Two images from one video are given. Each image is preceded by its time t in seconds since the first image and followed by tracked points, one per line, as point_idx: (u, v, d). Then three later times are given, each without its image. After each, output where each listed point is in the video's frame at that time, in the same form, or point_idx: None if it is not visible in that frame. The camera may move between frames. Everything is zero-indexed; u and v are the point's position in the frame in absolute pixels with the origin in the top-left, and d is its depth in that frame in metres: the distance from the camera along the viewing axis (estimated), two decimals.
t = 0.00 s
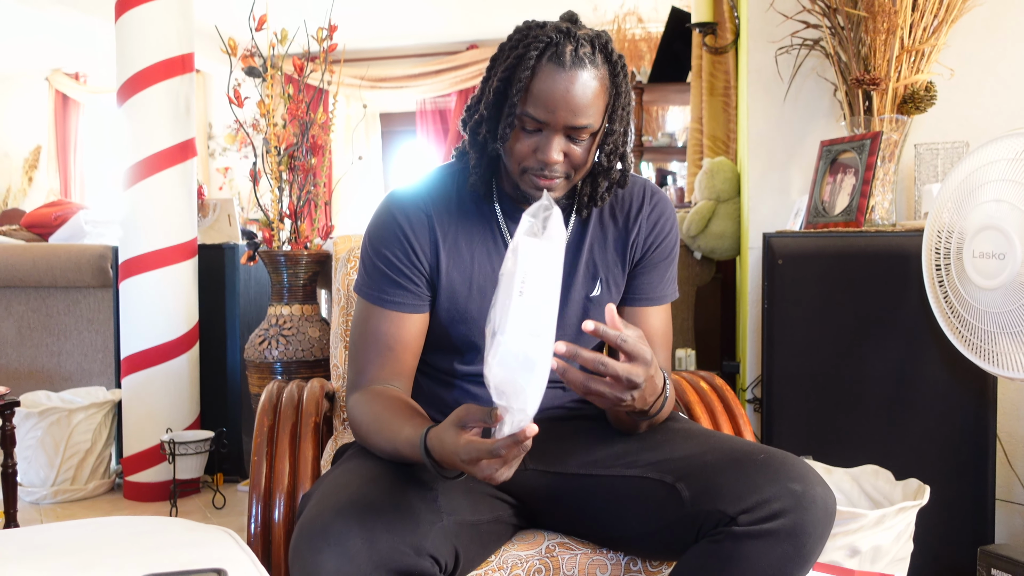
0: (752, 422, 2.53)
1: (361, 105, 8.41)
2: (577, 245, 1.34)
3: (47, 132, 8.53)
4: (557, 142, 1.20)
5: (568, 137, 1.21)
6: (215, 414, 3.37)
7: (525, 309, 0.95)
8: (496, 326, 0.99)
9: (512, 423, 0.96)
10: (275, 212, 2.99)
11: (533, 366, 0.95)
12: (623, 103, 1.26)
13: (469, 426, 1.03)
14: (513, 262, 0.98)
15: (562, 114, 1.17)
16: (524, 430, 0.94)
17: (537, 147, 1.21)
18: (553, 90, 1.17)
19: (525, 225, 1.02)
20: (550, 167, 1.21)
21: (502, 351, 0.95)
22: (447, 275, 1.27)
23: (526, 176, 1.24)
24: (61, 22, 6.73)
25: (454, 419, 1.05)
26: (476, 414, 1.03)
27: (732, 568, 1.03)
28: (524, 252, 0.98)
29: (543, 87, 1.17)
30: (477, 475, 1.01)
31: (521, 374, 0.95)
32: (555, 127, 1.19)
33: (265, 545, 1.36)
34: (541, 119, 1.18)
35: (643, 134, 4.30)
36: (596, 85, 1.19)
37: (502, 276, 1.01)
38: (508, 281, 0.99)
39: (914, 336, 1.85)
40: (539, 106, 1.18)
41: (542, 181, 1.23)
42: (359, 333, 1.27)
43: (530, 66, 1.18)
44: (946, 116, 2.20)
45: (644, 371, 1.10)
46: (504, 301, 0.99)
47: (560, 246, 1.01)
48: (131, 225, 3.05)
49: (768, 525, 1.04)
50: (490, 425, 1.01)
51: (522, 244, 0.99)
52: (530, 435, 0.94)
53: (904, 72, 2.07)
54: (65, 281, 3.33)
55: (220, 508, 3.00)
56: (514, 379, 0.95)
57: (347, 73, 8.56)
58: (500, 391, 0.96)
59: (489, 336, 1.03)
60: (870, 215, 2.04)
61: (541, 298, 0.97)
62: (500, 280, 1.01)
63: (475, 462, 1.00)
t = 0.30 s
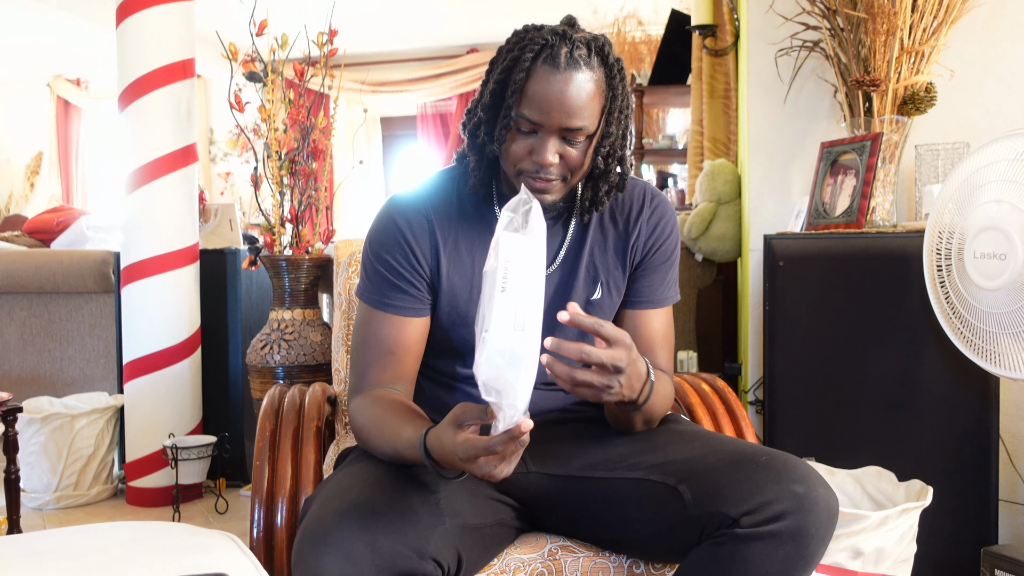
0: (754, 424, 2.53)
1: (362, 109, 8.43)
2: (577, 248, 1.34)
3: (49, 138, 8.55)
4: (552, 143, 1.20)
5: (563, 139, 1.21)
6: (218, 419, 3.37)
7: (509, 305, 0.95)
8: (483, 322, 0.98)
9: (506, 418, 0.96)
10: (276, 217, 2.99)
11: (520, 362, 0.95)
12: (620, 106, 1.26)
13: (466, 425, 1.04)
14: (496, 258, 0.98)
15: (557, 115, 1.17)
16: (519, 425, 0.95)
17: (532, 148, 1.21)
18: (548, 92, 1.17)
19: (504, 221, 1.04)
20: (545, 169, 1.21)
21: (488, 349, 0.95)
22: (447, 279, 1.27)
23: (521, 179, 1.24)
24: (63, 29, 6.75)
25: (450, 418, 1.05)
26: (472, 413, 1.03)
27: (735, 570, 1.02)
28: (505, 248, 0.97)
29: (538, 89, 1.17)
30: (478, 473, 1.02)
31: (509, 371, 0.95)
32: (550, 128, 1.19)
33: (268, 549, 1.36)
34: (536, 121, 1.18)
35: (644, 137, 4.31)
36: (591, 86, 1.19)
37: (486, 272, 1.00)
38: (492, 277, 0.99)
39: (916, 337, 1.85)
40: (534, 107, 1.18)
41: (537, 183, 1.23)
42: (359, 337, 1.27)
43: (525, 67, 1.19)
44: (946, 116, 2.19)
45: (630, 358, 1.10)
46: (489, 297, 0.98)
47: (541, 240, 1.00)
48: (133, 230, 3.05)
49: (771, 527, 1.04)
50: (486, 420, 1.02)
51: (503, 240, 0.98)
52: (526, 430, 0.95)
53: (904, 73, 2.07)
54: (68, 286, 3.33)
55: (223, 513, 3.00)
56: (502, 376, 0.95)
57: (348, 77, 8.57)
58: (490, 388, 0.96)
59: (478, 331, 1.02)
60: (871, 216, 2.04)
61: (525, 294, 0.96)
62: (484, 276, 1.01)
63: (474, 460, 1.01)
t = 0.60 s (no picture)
0: (756, 423, 2.53)
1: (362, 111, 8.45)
2: (576, 249, 1.34)
3: (50, 142, 8.58)
4: (549, 146, 1.20)
5: (561, 141, 1.21)
6: (219, 421, 3.37)
7: (509, 296, 0.94)
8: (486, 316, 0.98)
9: (516, 409, 0.95)
10: (277, 219, 2.99)
11: (525, 353, 0.93)
12: (616, 107, 1.26)
13: (472, 421, 1.05)
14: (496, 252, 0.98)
15: (553, 117, 1.18)
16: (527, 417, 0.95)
17: (529, 151, 1.21)
18: (545, 94, 1.17)
19: (499, 215, 1.03)
20: (542, 172, 1.21)
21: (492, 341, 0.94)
22: (446, 281, 1.28)
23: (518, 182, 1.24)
24: (63, 32, 6.76)
25: (455, 415, 1.06)
26: (477, 408, 1.04)
27: (737, 570, 1.02)
28: (503, 242, 0.97)
29: (535, 92, 1.18)
30: (486, 468, 1.03)
31: (515, 361, 0.94)
32: (546, 131, 1.19)
33: (270, 552, 1.35)
34: (533, 124, 1.19)
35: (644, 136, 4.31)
36: (588, 87, 1.19)
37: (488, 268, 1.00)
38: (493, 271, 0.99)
39: (917, 334, 1.84)
40: (531, 110, 1.18)
41: (535, 186, 1.23)
42: (359, 339, 1.27)
43: (522, 70, 1.19)
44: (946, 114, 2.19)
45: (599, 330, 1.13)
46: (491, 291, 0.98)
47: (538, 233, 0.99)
48: (134, 233, 3.06)
49: (773, 526, 1.04)
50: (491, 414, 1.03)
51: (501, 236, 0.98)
52: (533, 423, 0.96)
53: (903, 72, 2.07)
54: (69, 290, 3.34)
55: (226, 515, 3.00)
56: (508, 368, 0.94)
57: (348, 79, 8.58)
58: (498, 380, 0.95)
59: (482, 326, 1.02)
60: (872, 215, 2.04)
61: (524, 284, 0.95)
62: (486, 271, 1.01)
63: (482, 455, 1.02)
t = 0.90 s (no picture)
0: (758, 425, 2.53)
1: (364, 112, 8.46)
2: (577, 251, 1.34)
3: (53, 143, 8.61)
4: (547, 134, 1.21)
5: (559, 130, 1.22)
6: (221, 422, 3.37)
7: (489, 288, 0.94)
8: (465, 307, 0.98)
9: (511, 400, 0.98)
10: (280, 220, 2.99)
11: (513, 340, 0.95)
12: (613, 100, 1.28)
13: (470, 415, 1.04)
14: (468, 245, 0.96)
15: (552, 103, 1.19)
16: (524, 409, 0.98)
17: (527, 140, 1.22)
18: (544, 81, 1.19)
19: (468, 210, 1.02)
20: (540, 160, 1.22)
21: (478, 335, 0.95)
22: (446, 282, 1.28)
23: (516, 173, 1.24)
24: (66, 33, 6.77)
25: (454, 410, 1.05)
26: (476, 402, 1.03)
27: (740, 572, 1.02)
28: (474, 236, 0.96)
29: (533, 78, 1.19)
30: (489, 462, 1.04)
31: (504, 347, 0.95)
32: (545, 117, 1.20)
33: (272, 552, 1.35)
34: (532, 110, 1.20)
35: (646, 138, 4.32)
36: (586, 74, 1.21)
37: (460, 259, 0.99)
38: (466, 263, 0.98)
39: (919, 336, 1.85)
40: (530, 97, 1.20)
41: (533, 176, 1.23)
42: (359, 341, 1.27)
43: (521, 57, 1.21)
44: (950, 117, 2.19)
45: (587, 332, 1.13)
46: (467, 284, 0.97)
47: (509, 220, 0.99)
48: (137, 234, 3.06)
49: (775, 529, 1.04)
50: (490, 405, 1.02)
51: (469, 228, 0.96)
52: (531, 410, 0.98)
53: (906, 73, 2.07)
54: (72, 290, 3.34)
55: (228, 516, 3.00)
56: (498, 356, 0.95)
57: (351, 80, 8.60)
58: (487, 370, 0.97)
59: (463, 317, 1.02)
60: (875, 217, 2.04)
61: (506, 275, 0.95)
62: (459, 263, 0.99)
63: (484, 449, 1.03)
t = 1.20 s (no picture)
0: (760, 425, 2.53)
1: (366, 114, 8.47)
2: (576, 248, 1.34)
3: (55, 145, 8.63)
4: (535, 127, 1.22)
5: (548, 123, 1.23)
6: (224, 423, 3.38)
7: (450, 254, 0.92)
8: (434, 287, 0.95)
9: (511, 356, 0.96)
10: (282, 221, 2.99)
11: (495, 295, 0.93)
12: (606, 97, 1.29)
13: (475, 387, 1.01)
14: (410, 227, 0.94)
15: (541, 96, 1.21)
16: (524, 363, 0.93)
17: (516, 133, 1.23)
18: (534, 73, 1.21)
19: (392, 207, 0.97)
20: (528, 153, 1.22)
21: (461, 305, 0.93)
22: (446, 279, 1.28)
23: (504, 167, 1.25)
24: (67, 35, 6.77)
25: (460, 386, 1.03)
26: (477, 372, 1.00)
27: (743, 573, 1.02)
28: (413, 218, 0.93)
29: (524, 70, 1.22)
30: (508, 429, 0.99)
31: (495, 311, 0.94)
32: (534, 109, 1.22)
33: (274, 554, 1.36)
34: (521, 102, 1.22)
35: (648, 139, 4.32)
36: (576, 69, 1.23)
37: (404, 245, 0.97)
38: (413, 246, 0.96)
39: (921, 336, 1.85)
40: (520, 88, 1.22)
41: (520, 169, 1.23)
42: (366, 339, 1.27)
43: (514, 51, 1.24)
44: (951, 118, 2.19)
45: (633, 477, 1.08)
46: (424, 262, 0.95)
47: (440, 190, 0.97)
48: (138, 236, 3.07)
49: (778, 531, 1.04)
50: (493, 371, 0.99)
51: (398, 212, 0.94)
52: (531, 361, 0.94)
53: (908, 74, 2.08)
54: (74, 293, 3.35)
55: (230, 518, 3.01)
56: (491, 321, 0.94)
57: (353, 81, 8.61)
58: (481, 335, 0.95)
59: (431, 301, 1.00)
60: (877, 217, 2.04)
61: (459, 237, 0.94)
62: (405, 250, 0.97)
63: (492, 416, 0.98)
